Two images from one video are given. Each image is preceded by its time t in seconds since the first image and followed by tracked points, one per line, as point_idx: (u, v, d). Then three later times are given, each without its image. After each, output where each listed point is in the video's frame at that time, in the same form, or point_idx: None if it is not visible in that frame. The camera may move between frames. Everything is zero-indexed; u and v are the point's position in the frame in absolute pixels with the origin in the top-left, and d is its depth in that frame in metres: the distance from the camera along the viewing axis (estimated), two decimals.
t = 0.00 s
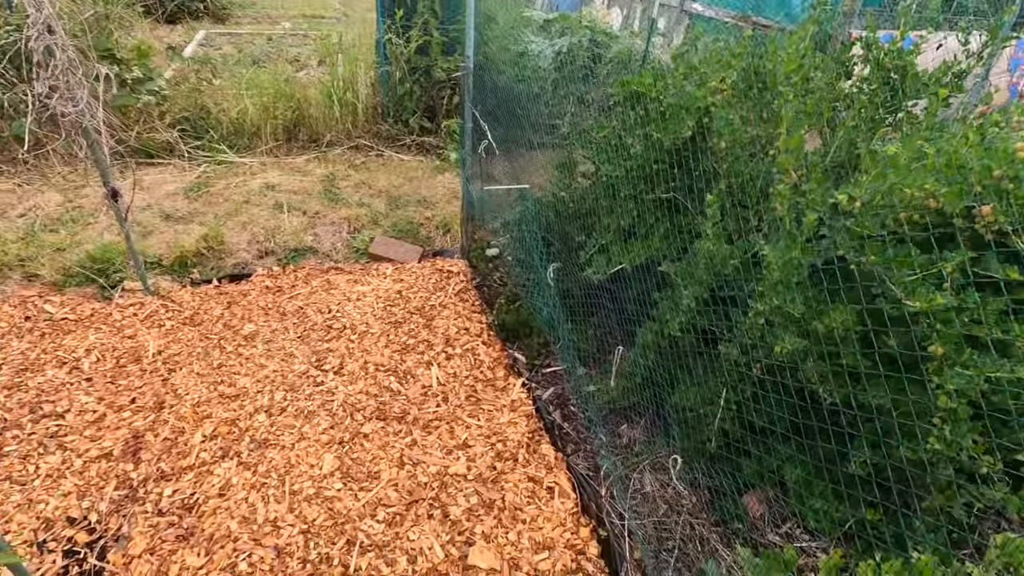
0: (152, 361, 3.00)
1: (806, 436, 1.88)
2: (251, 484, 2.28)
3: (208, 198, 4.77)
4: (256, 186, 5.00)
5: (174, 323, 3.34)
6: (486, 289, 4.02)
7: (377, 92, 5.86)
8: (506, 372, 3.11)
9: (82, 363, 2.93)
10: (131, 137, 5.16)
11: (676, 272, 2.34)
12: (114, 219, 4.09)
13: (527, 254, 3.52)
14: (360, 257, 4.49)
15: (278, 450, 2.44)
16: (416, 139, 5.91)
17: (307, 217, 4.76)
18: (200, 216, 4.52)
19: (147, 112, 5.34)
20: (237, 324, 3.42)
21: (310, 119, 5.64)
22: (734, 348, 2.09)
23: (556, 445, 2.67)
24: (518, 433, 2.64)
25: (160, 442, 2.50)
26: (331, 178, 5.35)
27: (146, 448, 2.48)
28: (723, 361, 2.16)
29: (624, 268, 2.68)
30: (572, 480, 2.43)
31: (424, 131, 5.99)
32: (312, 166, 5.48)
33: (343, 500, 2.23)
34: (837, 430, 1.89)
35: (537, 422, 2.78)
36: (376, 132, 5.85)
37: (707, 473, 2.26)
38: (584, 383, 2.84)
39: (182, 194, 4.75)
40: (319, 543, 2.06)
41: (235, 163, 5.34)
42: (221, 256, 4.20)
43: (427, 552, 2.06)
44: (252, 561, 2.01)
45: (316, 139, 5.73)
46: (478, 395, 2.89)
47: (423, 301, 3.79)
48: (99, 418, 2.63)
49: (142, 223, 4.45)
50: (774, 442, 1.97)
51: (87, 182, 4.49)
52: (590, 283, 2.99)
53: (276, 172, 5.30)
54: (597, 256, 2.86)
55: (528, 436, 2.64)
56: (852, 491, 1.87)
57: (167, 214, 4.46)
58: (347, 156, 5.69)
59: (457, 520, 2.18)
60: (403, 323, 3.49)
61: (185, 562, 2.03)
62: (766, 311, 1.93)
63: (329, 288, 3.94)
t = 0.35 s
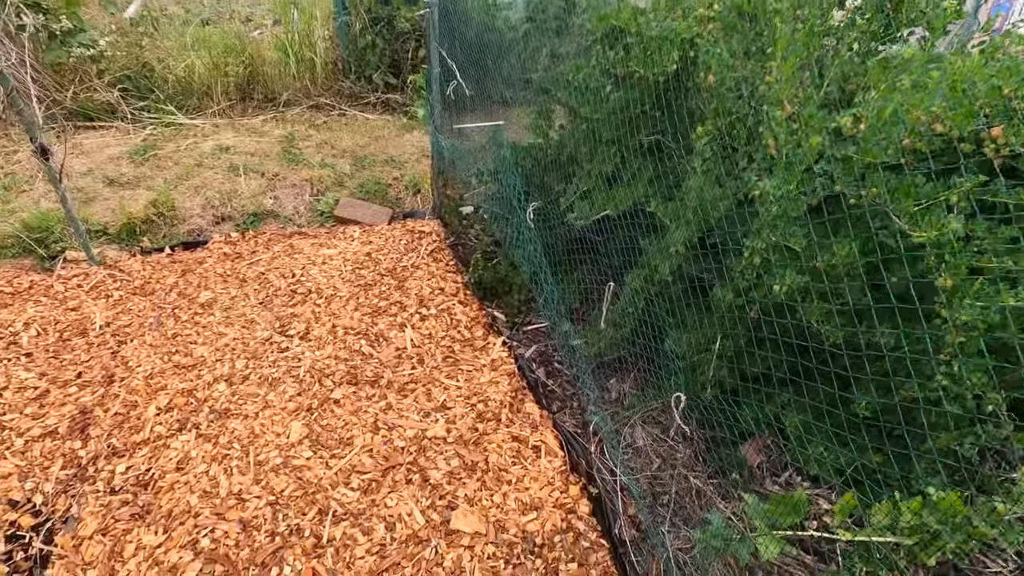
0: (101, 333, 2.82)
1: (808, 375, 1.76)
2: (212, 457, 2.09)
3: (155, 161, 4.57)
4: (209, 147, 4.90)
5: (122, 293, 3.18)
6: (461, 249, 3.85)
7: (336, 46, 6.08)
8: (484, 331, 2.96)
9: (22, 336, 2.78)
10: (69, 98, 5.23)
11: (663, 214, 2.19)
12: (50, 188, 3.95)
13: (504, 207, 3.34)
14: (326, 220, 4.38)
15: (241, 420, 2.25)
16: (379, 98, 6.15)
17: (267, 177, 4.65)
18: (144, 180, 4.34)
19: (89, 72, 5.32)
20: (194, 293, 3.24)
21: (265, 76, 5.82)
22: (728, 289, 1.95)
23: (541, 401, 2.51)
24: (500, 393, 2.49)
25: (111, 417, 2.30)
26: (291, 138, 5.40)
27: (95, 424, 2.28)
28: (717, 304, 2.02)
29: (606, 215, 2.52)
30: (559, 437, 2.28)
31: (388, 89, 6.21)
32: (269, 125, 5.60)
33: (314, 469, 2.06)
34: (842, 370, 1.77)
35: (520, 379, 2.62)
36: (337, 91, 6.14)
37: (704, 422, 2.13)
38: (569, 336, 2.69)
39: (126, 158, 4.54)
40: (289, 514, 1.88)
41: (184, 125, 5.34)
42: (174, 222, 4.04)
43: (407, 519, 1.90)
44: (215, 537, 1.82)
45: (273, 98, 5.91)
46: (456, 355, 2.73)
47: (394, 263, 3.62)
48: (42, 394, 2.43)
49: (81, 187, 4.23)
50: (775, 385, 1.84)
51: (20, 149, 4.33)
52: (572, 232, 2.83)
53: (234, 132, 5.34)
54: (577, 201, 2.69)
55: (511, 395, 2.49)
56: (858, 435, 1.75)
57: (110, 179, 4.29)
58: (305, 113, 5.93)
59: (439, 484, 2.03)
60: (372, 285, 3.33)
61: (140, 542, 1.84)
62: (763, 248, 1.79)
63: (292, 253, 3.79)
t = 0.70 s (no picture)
0: (35, 311, 2.57)
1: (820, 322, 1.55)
2: (153, 439, 1.84)
3: (103, 131, 4.26)
4: (163, 116, 4.60)
5: (62, 269, 2.94)
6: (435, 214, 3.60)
7: (299, 11, 5.79)
8: (461, 295, 2.72)
9: None
10: (8, 68, 4.87)
11: (651, 151, 1.96)
12: None
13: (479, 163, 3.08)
14: (290, 190, 4.08)
15: (186, 397, 2.00)
16: (347, 65, 5.87)
17: (226, 146, 4.35)
18: (90, 151, 4.05)
19: (29, 40, 5.02)
20: (143, 266, 2.96)
21: (223, 43, 5.50)
22: (727, 230, 1.73)
23: (524, 366, 2.27)
24: (479, 359, 2.26)
25: (40, 400, 2.05)
26: (253, 106, 5.06)
27: (22, 409, 2.02)
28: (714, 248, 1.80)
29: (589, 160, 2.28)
30: (544, 403, 2.04)
31: (356, 57, 5.95)
32: (229, 94, 5.27)
33: (268, 448, 1.82)
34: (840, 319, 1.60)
35: (501, 344, 2.38)
36: (303, 58, 5.82)
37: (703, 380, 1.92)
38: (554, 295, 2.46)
39: (71, 128, 4.25)
40: (238, 500, 1.64)
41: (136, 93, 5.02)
42: (125, 194, 3.75)
43: (376, 500, 1.67)
44: (152, 528, 1.58)
45: (233, 66, 5.58)
46: (429, 322, 2.50)
47: (363, 229, 3.37)
48: None
49: (21, 160, 3.92)
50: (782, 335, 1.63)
51: None
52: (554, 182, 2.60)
53: (190, 101, 5.00)
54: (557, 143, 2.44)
55: (490, 360, 2.26)
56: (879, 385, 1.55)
57: (53, 149, 3.99)
58: (269, 81, 5.61)
59: (410, 460, 1.81)
60: (339, 252, 3.07)
61: (65, 539, 1.59)
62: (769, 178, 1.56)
63: (253, 223, 3.53)
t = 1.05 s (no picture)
0: None
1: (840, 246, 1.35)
2: (84, 411, 1.61)
3: (53, 104, 4.00)
4: (119, 87, 4.32)
5: None
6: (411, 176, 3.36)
7: None
8: (438, 254, 2.50)
9: None
10: None
11: (642, 72, 1.75)
12: None
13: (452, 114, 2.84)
14: (257, 159, 3.80)
15: (126, 364, 1.77)
16: (316, 36, 5.62)
17: (186, 115, 4.07)
18: (37, 124, 3.79)
19: None
20: (89, 235, 2.71)
21: (183, 12, 5.18)
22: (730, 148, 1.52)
23: (507, 322, 2.04)
24: (457, 315, 2.04)
25: None
26: (216, 77, 4.74)
27: None
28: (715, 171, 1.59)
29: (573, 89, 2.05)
30: (531, 356, 1.83)
31: (325, 29, 5.72)
32: (192, 65, 4.96)
33: (217, 417, 1.60)
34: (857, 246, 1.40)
35: (482, 299, 2.16)
36: (270, 29, 5.54)
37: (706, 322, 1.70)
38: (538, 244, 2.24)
39: (17, 101, 4.00)
40: (178, 473, 1.42)
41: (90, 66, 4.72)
42: (75, 166, 3.48)
43: (339, 466, 1.45)
44: (74, 509, 1.35)
45: (195, 37, 5.26)
46: (403, 280, 2.27)
47: (332, 192, 3.13)
48: None
49: None
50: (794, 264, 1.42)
51: None
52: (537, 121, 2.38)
53: (149, 72, 4.71)
54: (536, 75, 2.21)
55: (469, 316, 2.04)
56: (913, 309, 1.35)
57: None
58: (235, 53, 5.30)
59: (380, 422, 1.59)
60: (305, 215, 2.83)
61: None
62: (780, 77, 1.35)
63: (214, 191, 3.28)
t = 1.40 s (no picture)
0: None
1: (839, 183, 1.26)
2: (39, 379, 1.52)
3: (29, 86, 3.91)
4: (99, 69, 4.21)
5: None
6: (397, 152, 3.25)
7: None
8: (421, 224, 2.41)
9: None
10: None
11: (631, 17, 1.65)
12: None
13: (434, 80, 2.71)
14: (240, 140, 3.66)
15: (86, 332, 1.68)
16: (305, 19, 5.49)
17: (168, 96, 3.96)
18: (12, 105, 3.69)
19: None
20: (60, 211, 2.61)
21: None
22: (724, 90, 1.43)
23: (492, 288, 1.96)
24: (439, 282, 1.95)
25: None
26: (199, 59, 4.62)
27: None
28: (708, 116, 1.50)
29: (560, 46, 1.95)
30: (516, 321, 1.74)
31: (314, 13, 5.58)
32: (175, 49, 4.84)
33: (180, 383, 1.50)
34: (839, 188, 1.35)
35: (467, 267, 2.07)
36: (257, 13, 5.42)
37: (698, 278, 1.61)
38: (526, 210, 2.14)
39: None
40: (134, 439, 1.33)
41: (70, 49, 4.60)
42: (51, 146, 3.38)
43: (307, 432, 1.36)
44: (20, 478, 1.26)
45: (179, 21, 5.15)
46: (384, 249, 2.17)
47: (315, 168, 3.03)
48: None
49: None
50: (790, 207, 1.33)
51: None
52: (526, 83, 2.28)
53: (130, 55, 4.59)
54: (521, 33, 2.11)
55: (451, 282, 1.96)
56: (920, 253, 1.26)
57: None
58: (220, 37, 5.18)
59: (352, 388, 1.49)
60: (285, 189, 2.73)
61: None
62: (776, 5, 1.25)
63: (193, 169, 3.17)
